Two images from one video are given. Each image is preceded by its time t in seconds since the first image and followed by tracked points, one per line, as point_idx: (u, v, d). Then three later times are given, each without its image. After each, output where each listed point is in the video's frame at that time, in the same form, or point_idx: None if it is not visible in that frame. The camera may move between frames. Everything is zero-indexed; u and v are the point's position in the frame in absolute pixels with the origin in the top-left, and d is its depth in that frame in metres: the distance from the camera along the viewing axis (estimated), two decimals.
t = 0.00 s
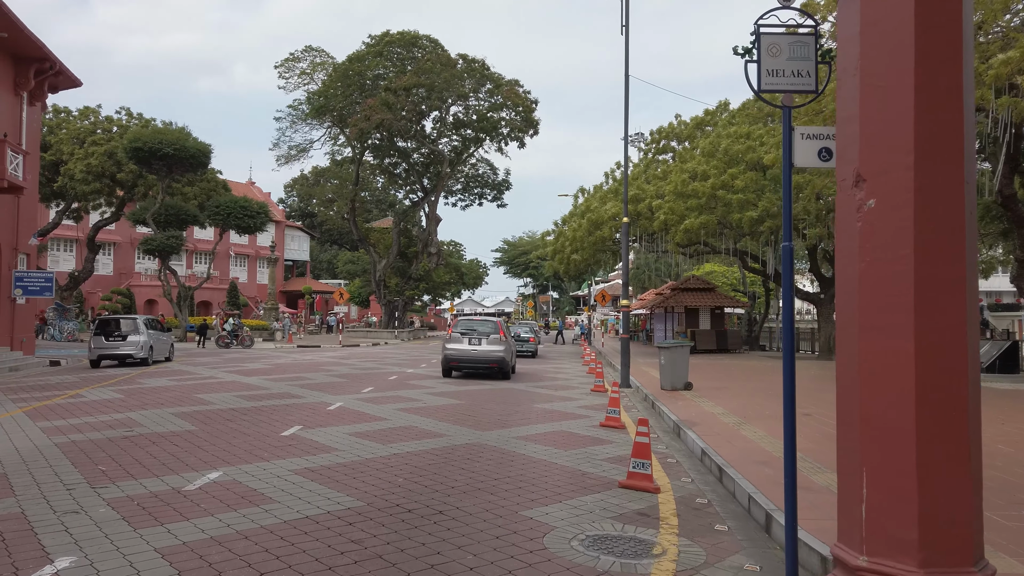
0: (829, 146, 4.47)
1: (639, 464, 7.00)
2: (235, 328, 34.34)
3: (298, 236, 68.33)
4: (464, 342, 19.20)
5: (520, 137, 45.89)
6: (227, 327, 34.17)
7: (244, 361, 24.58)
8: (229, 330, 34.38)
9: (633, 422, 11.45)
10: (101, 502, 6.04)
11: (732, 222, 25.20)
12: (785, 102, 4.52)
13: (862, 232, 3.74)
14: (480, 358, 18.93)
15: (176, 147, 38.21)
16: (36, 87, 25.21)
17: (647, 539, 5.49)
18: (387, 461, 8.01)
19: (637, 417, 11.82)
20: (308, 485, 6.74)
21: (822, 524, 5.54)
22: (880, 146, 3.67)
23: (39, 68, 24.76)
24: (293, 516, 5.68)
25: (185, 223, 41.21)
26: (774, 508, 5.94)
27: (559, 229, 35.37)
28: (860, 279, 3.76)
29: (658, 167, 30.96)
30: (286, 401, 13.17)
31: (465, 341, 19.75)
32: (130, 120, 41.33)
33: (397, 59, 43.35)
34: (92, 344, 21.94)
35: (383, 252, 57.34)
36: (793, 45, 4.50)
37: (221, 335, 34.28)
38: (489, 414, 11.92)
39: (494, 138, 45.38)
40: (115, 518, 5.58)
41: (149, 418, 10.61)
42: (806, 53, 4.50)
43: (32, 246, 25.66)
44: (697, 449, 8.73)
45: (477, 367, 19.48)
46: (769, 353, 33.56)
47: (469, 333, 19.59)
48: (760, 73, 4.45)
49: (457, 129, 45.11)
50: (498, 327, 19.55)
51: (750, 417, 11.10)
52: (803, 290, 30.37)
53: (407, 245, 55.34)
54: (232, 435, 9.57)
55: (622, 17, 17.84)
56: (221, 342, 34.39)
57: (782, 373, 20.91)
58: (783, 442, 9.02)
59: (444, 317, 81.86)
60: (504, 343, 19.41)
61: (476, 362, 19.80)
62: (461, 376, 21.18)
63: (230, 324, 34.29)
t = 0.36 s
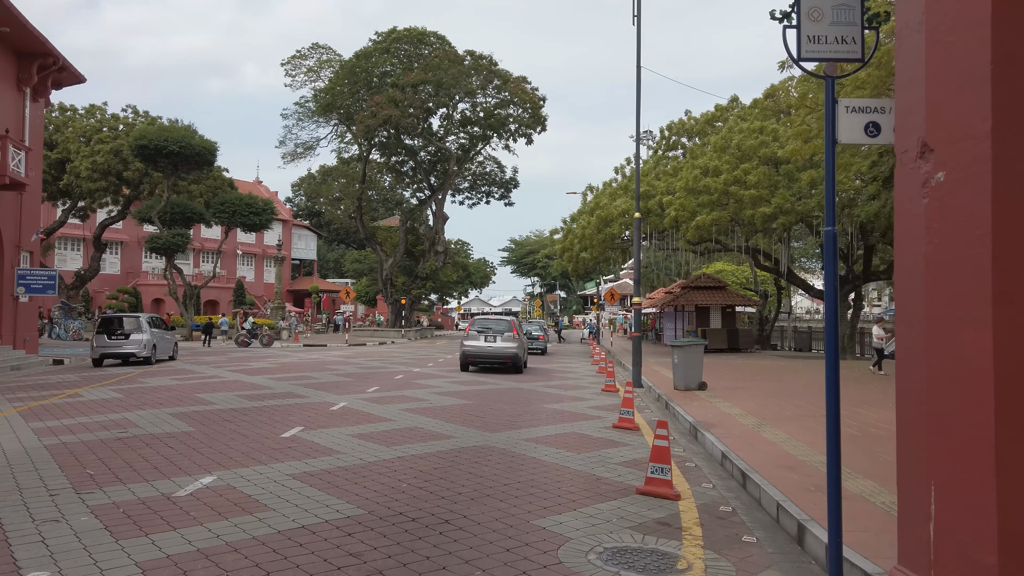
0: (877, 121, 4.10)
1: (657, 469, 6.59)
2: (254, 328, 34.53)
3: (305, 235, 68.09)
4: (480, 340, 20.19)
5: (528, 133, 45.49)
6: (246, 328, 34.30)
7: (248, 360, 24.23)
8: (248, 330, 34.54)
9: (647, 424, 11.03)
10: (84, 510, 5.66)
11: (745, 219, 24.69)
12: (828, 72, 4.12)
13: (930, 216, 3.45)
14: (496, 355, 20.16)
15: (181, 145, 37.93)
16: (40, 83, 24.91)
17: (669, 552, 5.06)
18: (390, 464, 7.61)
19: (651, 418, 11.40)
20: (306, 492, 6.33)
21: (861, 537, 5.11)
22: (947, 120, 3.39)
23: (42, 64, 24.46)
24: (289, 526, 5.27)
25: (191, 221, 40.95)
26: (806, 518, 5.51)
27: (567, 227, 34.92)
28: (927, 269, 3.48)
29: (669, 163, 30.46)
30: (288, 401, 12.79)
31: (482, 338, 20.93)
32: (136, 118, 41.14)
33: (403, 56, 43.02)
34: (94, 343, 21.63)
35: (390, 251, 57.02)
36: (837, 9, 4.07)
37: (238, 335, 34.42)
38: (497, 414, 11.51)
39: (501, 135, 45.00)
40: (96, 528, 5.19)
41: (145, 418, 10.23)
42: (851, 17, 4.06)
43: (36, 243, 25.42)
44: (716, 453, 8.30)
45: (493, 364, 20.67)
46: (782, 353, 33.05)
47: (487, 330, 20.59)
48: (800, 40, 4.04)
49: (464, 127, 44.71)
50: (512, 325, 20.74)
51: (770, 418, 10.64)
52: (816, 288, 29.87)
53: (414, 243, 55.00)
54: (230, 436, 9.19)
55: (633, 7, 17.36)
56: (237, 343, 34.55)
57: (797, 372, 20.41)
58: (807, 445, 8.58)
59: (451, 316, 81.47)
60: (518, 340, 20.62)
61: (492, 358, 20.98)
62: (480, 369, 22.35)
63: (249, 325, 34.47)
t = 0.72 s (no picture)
0: (916, 95, 3.86)
1: (667, 476, 6.18)
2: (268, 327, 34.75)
3: (307, 234, 67.76)
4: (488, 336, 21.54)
5: (531, 130, 45.11)
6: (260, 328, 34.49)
7: (247, 360, 23.89)
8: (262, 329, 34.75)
9: (654, 426, 10.63)
10: (52, 521, 5.26)
11: (751, 216, 24.27)
12: (862, 39, 3.76)
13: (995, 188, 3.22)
14: (504, 350, 21.52)
15: (180, 142, 37.59)
16: (35, 79, 24.55)
17: (682, 568, 4.65)
18: (384, 470, 7.20)
19: (657, 420, 10.99)
20: (293, 500, 5.93)
21: (892, 552, 4.70)
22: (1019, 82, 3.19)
23: (37, 59, 24.11)
24: (270, 540, 4.87)
25: (190, 219, 40.60)
26: (831, 530, 5.08)
27: (570, 225, 34.50)
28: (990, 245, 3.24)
29: (673, 160, 30.07)
30: (282, 401, 12.39)
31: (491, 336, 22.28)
32: (136, 116, 40.84)
33: (405, 53, 42.66)
34: (89, 342, 21.28)
35: (391, 249, 56.65)
36: None
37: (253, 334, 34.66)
38: (498, 416, 11.10)
39: (503, 132, 44.69)
40: (61, 542, 4.79)
41: (132, 421, 9.84)
42: None
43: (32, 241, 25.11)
44: (728, 457, 7.89)
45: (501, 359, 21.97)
46: (788, 352, 32.62)
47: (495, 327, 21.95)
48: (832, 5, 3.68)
49: (466, 124, 44.30)
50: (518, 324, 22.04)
51: (781, 420, 10.22)
52: (822, 287, 29.44)
53: (416, 242, 54.63)
54: (218, 439, 8.79)
55: None
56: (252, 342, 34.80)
57: (805, 372, 20.01)
58: (823, 448, 8.15)
59: (454, 315, 81.08)
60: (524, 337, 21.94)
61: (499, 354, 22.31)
62: (486, 365, 23.97)
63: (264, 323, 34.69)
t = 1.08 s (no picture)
0: (963, 72, 4.12)
1: (679, 488, 5.83)
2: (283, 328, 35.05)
3: (309, 234, 67.46)
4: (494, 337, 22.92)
5: (534, 129, 44.75)
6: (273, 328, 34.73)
7: (246, 361, 23.52)
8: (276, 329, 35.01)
9: (662, 431, 10.27)
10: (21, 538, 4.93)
11: (757, 215, 23.87)
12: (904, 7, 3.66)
13: None
14: (509, 349, 22.84)
15: (180, 141, 37.31)
16: (31, 77, 24.25)
17: None
18: (380, 480, 6.85)
19: (665, 425, 10.61)
20: (281, 515, 5.59)
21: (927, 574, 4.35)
22: None
23: (33, 56, 23.83)
24: (253, 560, 4.53)
25: (191, 220, 40.29)
26: (859, 550, 4.73)
27: (574, 224, 34.10)
28: None
29: (678, 158, 29.67)
30: (278, 405, 12.04)
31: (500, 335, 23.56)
32: (137, 115, 40.59)
33: (407, 52, 42.28)
34: (86, 343, 20.95)
35: (393, 250, 56.30)
36: None
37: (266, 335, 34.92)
38: (500, 421, 10.73)
39: (506, 131, 44.38)
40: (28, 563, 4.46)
41: (120, 426, 9.50)
42: None
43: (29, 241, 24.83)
44: (742, 465, 7.52)
45: (509, 357, 23.24)
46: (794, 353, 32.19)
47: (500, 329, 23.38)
48: None
49: (468, 123, 43.93)
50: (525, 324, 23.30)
51: (794, 425, 9.84)
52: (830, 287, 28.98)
53: (418, 242, 54.26)
54: (209, 446, 8.44)
55: None
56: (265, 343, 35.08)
57: (815, 374, 19.59)
58: (840, 455, 7.76)
59: (457, 316, 80.68)
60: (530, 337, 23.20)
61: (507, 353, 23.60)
62: (490, 366, 24.32)
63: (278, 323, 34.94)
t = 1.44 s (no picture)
0: None
1: (701, 501, 5.47)
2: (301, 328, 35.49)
3: (314, 235, 67.23)
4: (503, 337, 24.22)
5: (540, 128, 44.43)
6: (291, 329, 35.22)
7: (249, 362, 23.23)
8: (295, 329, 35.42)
9: (676, 436, 9.89)
10: None
11: (769, 214, 23.44)
12: None
13: None
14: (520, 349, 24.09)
15: (184, 140, 36.99)
16: (33, 74, 24.00)
17: None
18: (383, 490, 6.51)
19: (680, 431, 10.22)
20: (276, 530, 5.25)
21: None
22: None
23: (35, 54, 23.56)
24: None
25: (195, 219, 40.00)
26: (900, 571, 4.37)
27: (581, 224, 33.66)
28: None
29: (686, 157, 29.21)
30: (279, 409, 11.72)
31: (511, 336, 24.76)
32: (142, 115, 40.38)
33: (412, 50, 41.98)
34: (86, 344, 20.64)
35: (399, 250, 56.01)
36: None
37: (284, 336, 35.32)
38: (508, 425, 10.36)
39: (512, 130, 44.06)
40: None
41: (114, 431, 9.16)
42: None
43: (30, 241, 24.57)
44: (764, 475, 7.13)
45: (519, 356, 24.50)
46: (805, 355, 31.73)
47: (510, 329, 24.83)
48: None
49: (474, 122, 43.61)
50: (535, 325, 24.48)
51: (815, 431, 9.44)
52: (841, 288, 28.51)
53: (423, 242, 53.94)
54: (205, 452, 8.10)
55: None
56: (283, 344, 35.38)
57: (827, 376, 19.19)
58: (867, 463, 7.38)
59: (462, 316, 80.33)
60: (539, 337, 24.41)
61: (518, 352, 24.81)
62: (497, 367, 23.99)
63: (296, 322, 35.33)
